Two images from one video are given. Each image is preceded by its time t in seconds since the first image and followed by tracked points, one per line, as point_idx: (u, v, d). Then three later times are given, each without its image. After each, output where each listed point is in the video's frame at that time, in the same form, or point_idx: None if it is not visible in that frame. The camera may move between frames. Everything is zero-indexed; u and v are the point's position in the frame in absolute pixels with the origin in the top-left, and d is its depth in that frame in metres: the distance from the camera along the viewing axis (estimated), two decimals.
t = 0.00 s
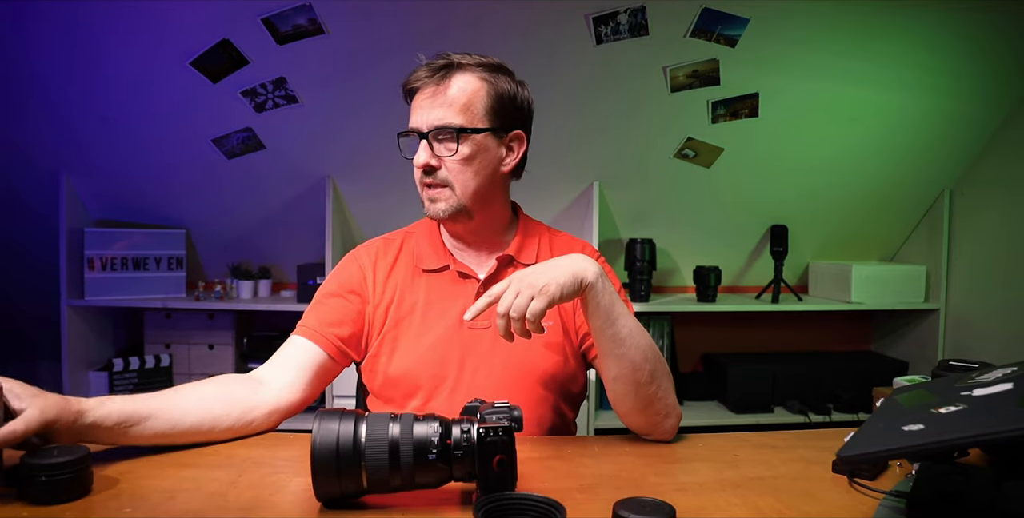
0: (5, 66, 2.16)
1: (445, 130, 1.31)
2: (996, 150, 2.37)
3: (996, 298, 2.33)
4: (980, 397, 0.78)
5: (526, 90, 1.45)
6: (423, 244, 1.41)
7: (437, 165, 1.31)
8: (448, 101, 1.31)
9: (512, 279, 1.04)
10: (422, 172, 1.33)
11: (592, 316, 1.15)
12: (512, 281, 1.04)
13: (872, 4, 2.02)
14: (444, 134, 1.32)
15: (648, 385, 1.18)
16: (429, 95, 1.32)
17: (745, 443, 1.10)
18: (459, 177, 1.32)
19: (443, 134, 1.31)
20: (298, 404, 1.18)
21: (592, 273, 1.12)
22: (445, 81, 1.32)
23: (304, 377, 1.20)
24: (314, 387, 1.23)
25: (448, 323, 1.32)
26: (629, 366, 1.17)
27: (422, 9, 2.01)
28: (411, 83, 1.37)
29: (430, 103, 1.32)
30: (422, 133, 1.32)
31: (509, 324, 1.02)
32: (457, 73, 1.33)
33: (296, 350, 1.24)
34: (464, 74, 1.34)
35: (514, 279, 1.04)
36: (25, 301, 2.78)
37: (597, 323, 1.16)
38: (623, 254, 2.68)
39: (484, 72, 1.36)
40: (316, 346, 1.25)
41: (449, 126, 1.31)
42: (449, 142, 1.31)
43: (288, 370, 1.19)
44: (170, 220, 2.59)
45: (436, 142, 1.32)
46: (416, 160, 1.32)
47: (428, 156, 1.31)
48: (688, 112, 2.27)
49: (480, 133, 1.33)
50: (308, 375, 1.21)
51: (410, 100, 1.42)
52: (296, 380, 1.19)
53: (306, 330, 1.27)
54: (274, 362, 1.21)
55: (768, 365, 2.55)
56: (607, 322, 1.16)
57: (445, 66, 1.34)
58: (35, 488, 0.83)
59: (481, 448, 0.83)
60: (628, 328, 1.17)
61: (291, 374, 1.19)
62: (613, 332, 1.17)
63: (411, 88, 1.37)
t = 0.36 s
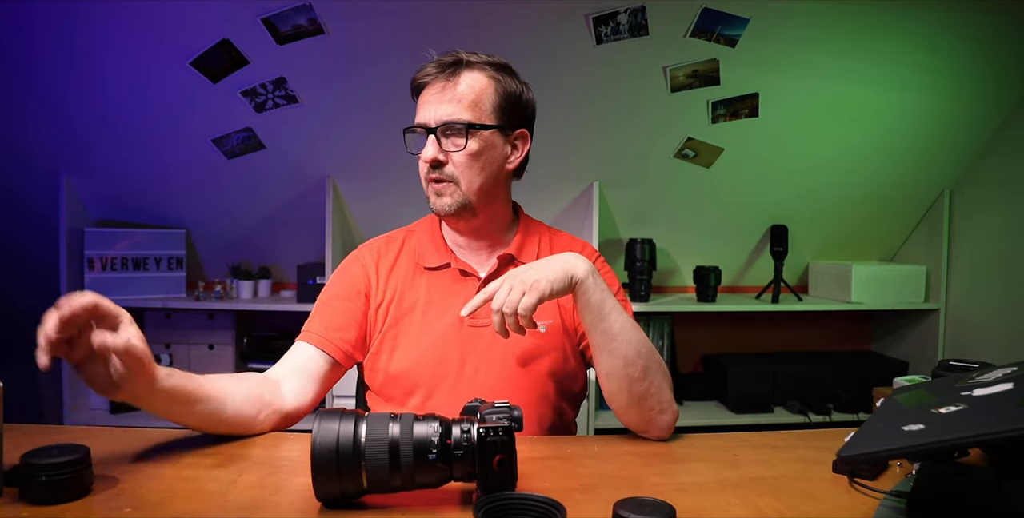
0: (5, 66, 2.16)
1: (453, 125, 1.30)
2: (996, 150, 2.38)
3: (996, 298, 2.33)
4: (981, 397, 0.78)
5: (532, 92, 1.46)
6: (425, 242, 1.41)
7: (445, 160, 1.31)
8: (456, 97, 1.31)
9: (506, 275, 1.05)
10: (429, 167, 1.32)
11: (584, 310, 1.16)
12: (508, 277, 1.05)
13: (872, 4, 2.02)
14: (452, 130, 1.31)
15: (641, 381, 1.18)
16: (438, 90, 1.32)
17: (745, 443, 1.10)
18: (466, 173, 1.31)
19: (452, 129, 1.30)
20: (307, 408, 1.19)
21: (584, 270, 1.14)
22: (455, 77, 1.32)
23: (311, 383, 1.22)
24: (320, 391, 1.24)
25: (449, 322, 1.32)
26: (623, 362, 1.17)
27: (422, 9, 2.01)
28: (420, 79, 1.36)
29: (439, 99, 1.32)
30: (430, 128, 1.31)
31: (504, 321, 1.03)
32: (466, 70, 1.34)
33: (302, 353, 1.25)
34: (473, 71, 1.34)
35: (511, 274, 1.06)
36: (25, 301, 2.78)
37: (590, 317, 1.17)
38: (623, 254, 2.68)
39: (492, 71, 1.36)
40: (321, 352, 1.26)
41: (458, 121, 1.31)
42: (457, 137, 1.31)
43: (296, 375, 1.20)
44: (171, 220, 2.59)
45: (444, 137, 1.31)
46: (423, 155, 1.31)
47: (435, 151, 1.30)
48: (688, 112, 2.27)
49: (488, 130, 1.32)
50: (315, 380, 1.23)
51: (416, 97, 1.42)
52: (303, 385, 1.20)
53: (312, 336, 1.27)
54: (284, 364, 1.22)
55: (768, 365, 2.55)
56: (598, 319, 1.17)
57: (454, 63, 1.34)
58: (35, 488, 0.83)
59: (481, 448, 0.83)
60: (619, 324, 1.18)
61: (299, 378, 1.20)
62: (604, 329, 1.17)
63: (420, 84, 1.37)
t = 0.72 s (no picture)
0: (5, 67, 2.16)
1: (464, 124, 1.30)
2: (996, 150, 2.38)
3: (996, 298, 2.33)
4: (980, 397, 0.78)
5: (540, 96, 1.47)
6: (428, 240, 1.41)
7: (454, 158, 1.30)
8: (468, 96, 1.31)
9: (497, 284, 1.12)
10: (437, 164, 1.31)
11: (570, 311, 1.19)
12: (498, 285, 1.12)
13: (872, 4, 2.02)
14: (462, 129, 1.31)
15: (632, 381, 1.17)
16: (449, 89, 1.32)
17: (745, 443, 1.10)
18: (475, 172, 1.30)
19: (462, 127, 1.30)
20: (294, 405, 1.20)
21: (571, 275, 1.18)
22: (467, 77, 1.33)
23: (304, 381, 1.22)
24: (311, 388, 1.25)
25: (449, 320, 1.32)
26: (614, 361, 1.17)
27: (421, 8, 2.00)
28: (431, 78, 1.36)
29: (450, 98, 1.31)
30: (440, 126, 1.31)
31: (498, 327, 1.08)
32: (477, 71, 1.34)
33: (299, 350, 1.27)
34: (484, 72, 1.34)
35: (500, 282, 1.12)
36: (24, 301, 2.78)
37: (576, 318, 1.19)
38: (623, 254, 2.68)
39: (503, 72, 1.36)
40: (316, 348, 1.28)
41: (468, 120, 1.30)
42: (467, 136, 1.31)
43: (290, 371, 1.22)
44: (170, 220, 2.59)
45: (454, 136, 1.31)
46: (432, 153, 1.31)
47: (445, 149, 1.30)
48: (688, 112, 2.27)
49: (498, 130, 1.33)
50: (308, 379, 1.24)
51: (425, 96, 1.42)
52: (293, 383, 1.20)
53: (309, 332, 1.29)
54: (280, 360, 1.24)
55: (768, 365, 2.55)
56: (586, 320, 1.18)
57: (465, 63, 1.35)
58: (37, 487, 0.83)
59: (481, 448, 0.83)
60: (608, 324, 1.18)
61: (291, 374, 1.21)
62: (593, 330, 1.18)
63: (430, 83, 1.37)
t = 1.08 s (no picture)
0: (5, 67, 2.16)
1: (484, 123, 1.30)
2: (996, 150, 2.38)
3: (996, 298, 2.33)
4: (980, 397, 0.78)
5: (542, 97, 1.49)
6: (428, 241, 1.41)
7: (474, 157, 1.29)
8: (486, 95, 1.31)
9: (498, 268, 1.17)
10: (455, 163, 1.29)
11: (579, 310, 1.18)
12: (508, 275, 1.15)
13: (872, 4, 2.02)
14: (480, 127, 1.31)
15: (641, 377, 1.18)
16: (466, 87, 1.31)
17: (745, 443, 1.10)
18: (493, 171, 1.31)
19: (482, 126, 1.30)
20: (296, 408, 1.20)
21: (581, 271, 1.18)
22: (483, 76, 1.32)
23: (305, 386, 1.23)
24: (313, 392, 1.25)
25: (450, 320, 1.32)
26: (619, 358, 1.18)
27: (422, 8, 2.00)
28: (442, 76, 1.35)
29: (468, 96, 1.31)
30: (458, 124, 1.30)
31: (505, 319, 1.08)
32: (492, 70, 1.34)
33: (300, 354, 1.27)
34: (498, 72, 1.35)
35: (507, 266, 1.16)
36: (24, 301, 2.78)
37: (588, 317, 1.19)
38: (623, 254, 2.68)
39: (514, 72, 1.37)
40: (317, 350, 1.29)
41: (488, 119, 1.30)
42: (486, 135, 1.30)
43: (291, 375, 1.22)
44: (170, 220, 2.59)
45: (473, 134, 1.30)
46: (450, 151, 1.29)
47: (465, 148, 1.29)
48: (688, 112, 2.27)
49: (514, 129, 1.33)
50: (310, 382, 1.24)
51: (431, 95, 1.40)
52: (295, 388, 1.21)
53: (310, 335, 1.30)
54: (282, 364, 1.24)
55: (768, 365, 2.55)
56: (595, 316, 1.19)
57: (478, 62, 1.34)
58: (37, 485, 0.83)
59: (481, 448, 0.83)
60: (616, 321, 1.19)
61: (292, 378, 1.22)
62: (601, 326, 1.19)
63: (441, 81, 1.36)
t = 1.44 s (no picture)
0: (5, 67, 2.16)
1: (500, 117, 1.31)
2: (996, 150, 2.38)
3: (997, 298, 2.33)
4: (981, 397, 0.78)
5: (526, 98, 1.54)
6: (423, 243, 1.41)
7: (492, 151, 1.30)
8: (497, 90, 1.33)
9: (490, 219, 1.08)
10: (473, 156, 1.29)
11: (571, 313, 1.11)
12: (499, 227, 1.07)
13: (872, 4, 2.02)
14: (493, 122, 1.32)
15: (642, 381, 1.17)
16: (476, 83, 1.33)
17: (745, 443, 1.10)
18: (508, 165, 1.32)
19: (498, 120, 1.31)
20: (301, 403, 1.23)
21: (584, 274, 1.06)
22: (489, 73, 1.35)
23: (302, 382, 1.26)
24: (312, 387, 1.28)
25: (444, 322, 1.32)
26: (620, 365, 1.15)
27: (422, 8, 2.00)
28: (445, 73, 1.36)
29: (479, 91, 1.32)
30: (473, 119, 1.30)
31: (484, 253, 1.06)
32: (495, 69, 1.37)
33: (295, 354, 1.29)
34: (499, 71, 1.38)
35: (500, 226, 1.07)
36: (24, 301, 2.78)
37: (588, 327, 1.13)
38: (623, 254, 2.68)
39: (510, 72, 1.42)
40: (311, 354, 1.30)
41: (502, 113, 1.32)
42: (501, 129, 1.32)
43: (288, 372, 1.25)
44: (170, 220, 2.59)
45: (489, 129, 1.31)
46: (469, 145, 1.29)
47: (484, 141, 1.29)
48: (688, 112, 2.27)
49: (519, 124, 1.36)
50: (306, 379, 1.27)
51: (427, 94, 1.40)
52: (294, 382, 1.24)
53: (304, 339, 1.31)
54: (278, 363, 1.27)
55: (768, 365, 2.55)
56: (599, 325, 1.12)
57: (480, 61, 1.37)
58: (38, 486, 0.83)
59: (482, 448, 0.83)
60: (621, 330, 1.12)
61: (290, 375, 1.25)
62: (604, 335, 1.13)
63: (442, 78, 1.36)
